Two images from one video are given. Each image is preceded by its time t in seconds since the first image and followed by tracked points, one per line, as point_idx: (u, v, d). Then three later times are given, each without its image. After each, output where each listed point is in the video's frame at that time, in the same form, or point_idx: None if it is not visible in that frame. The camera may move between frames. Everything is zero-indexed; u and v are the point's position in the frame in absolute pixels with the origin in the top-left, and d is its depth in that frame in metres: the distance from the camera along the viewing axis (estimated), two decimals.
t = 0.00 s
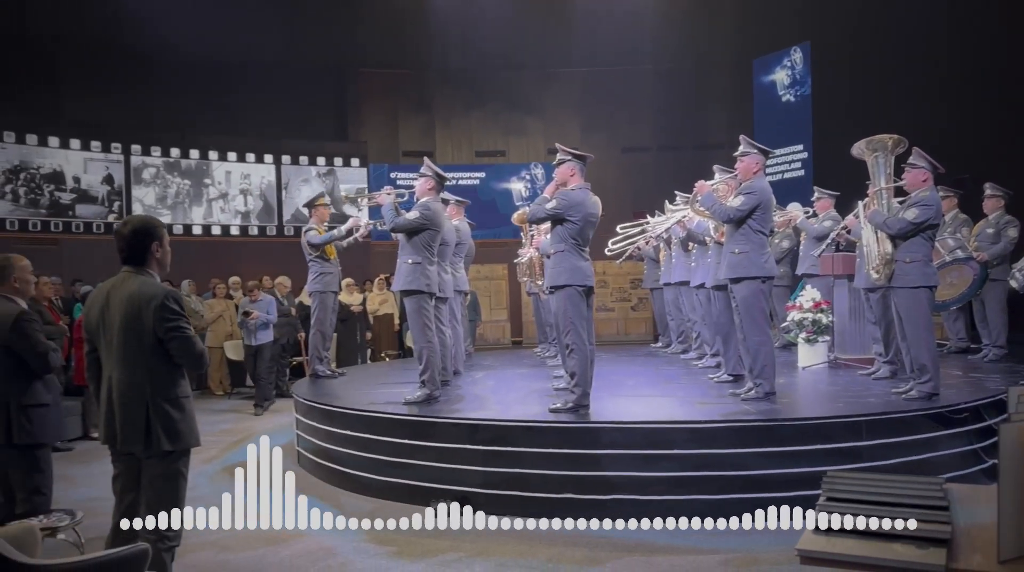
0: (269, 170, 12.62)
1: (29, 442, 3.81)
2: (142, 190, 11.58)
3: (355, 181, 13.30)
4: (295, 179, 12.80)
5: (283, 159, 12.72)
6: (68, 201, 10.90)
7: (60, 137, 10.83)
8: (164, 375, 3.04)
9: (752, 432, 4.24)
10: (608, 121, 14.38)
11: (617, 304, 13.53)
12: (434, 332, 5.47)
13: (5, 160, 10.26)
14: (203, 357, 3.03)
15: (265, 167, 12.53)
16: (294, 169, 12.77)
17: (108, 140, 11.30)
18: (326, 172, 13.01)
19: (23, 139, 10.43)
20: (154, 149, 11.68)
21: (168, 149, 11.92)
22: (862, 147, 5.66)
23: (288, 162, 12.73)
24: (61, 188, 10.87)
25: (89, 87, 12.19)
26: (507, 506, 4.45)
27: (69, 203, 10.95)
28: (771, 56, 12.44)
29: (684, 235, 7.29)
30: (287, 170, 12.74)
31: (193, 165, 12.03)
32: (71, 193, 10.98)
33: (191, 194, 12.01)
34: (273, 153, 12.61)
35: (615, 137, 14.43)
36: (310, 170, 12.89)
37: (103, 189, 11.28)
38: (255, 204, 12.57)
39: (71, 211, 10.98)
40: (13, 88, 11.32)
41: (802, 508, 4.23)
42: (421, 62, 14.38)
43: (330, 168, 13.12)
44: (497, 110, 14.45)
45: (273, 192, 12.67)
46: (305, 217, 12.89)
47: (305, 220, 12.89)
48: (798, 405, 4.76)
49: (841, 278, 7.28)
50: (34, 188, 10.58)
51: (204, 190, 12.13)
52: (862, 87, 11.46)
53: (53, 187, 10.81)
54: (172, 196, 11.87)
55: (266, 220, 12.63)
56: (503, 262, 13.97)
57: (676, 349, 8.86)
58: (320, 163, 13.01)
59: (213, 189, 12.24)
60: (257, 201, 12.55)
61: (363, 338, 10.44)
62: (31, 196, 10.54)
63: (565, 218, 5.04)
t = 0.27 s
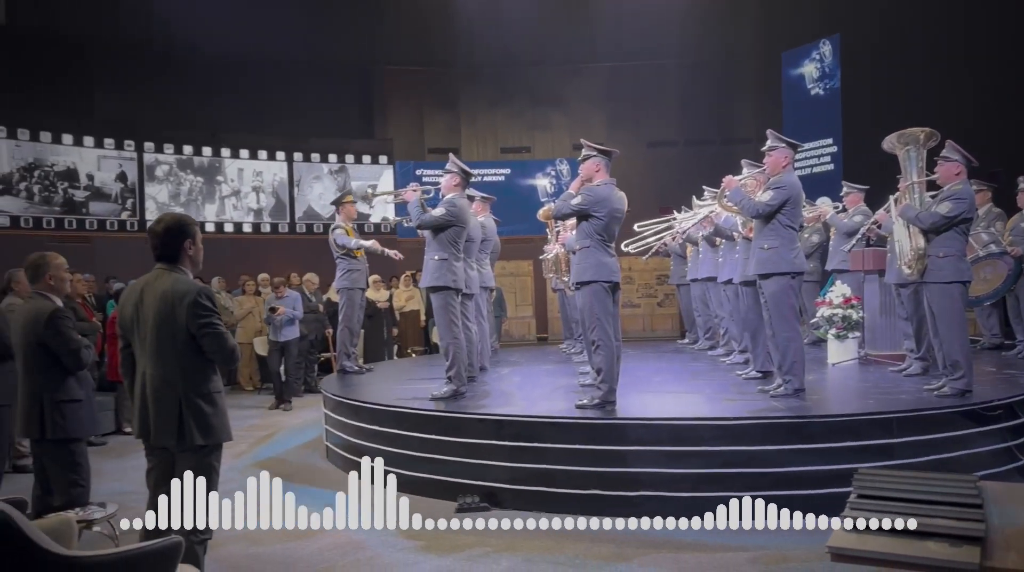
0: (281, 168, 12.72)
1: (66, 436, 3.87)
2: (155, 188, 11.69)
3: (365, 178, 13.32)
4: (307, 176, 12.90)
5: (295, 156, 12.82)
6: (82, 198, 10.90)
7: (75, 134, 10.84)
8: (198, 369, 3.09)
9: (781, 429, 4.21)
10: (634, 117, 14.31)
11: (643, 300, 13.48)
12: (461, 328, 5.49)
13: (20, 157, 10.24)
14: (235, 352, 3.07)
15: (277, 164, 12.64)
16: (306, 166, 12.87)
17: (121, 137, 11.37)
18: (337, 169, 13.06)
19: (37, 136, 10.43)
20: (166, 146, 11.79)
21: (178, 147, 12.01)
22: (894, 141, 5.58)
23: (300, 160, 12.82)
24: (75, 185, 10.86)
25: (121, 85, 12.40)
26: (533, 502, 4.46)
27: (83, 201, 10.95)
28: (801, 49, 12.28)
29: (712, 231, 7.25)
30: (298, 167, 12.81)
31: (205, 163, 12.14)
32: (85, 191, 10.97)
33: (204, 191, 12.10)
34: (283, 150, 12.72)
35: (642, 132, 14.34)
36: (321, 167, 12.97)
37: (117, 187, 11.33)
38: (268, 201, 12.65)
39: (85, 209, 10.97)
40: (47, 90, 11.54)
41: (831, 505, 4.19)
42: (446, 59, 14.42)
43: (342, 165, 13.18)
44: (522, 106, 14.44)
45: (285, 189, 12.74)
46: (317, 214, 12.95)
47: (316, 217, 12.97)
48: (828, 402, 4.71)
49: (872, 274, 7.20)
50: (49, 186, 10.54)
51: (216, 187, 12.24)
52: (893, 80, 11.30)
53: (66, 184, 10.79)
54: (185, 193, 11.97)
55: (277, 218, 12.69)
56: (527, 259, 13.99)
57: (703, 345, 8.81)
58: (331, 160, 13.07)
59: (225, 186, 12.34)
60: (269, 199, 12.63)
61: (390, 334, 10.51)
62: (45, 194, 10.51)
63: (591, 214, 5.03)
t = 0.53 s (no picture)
0: (295, 165, 12.77)
1: (100, 430, 3.96)
2: (170, 185, 11.74)
3: (379, 176, 13.33)
4: (321, 174, 12.94)
5: (309, 153, 12.86)
6: (98, 195, 10.94)
7: (90, 132, 10.89)
8: (231, 365, 3.13)
9: (812, 426, 4.17)
10: (660, 111, 14.22)
11: (670, 296, 13.41)
12: (488, 324, 5.50)
13: (37, 154, 10.29)
14: (266, 348, 3.11)
15: (291, 161, 12.69)
16: (320, 163, 12.92)
17: (136, 135, 11.41)
18: (351, 167, 13.10)
19: (53, 134, 10.48)
20: (182, 143, 11.86)
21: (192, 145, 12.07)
22: (926, 135, 5.50)
23: (314, 157, 12.87)
24: (91, 183, 10.90)
25: (151, 84, 12.63)
26: (561, 498, 4.47)
27: (99, 198, 10.99)
28: (831, 42, 12.07)
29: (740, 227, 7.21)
30: (311, 165, 12.86)
31: (219, 160, 12.21)
32: (100, 188, 11.01)
33: (219, 189, 12.15)
34: (297, 147, 12.77)
35: (669, 127, 14.24)
36: (335, 164, 13.03)
37: (132, 184, 11.37)
38: (281, 198, 12.70)
39: (101, 206, 11.02)
40: (79, 90, 11.81)
41: (863, 503, 4.15)
42: (472, 56, 14.45)
43: (355, 162, 13.21)
44: (548, 102, 14.42)
45: (299, 186, 12.78)
46: (330, 211, 13.00)
47: (329, 214, 13.03)
48: (859, 399, 4.66)
49: (904, 270, 7.11)
50: (65, 183, 10.59)
51: (230, 185, 12.30)
52: (925, 72, 11.11)
53: (83, 182, 10.84)
54: (200, 191, 12.03)
55: (291, 215, 12.74)
56: (553, 255, 13.98)
57: (732, 342, 8.76)
58: (344, 158, 13.12)
59: (240, 184, 12.40)
60: (282, 196, 12.68)
61: (417, 330, 10.56)
62: (61, 191, 10.54)
63: (617, 210, 5.02)
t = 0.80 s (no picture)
0: (306, 162, 12.73)
1: (136, 425, 4.03)
2: (181, 182, 11.72)
3: (390, 172, 13.25)
4: (331, 171, 12.89)
5: (319, 151, 12.83)
6: (109, 192, 10.97)
7: (102, 129, 10.94)
8: (262, 361, 3.17)
9: (843, 423, 4.13)
10: (688, 106, 14.12)
11: (698, 293, 13.34)
12: (516, 321, 5.51)
13: (49, 152, 10.38)
14: (298, 345, 3.14)
15: (302, 158, 12.66)
16: (330, 160, 12.87)
17: (148, 132, 11.43)
18: (362, 164, 13.05)
19: (65, 131, 10.59)
20: (193, 141, 11.85)
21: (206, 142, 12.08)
22: (959, 128, 5.40)
23: (325, 154, 12.84)
24: (102, 180, 10.94)
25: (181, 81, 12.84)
26: (588, 495, 4.48)
27: (111, 196, 11.03)
28: (861, 35, 11.94)
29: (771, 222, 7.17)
30: (322, 162, 12.82)
31: (233, 158, 12.21)
32: (112, 185, 11.05)
33: (232, 186, 12.13)
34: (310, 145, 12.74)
35: (697, 122, 14.13)
36: (347, 162, 12.97)
37: (146, 183, 11.40)
38: (293, 197, 12.66)
39: (112, 204, 11.04)
40: (108, 89, 12.07)
41: (895, 502, 4.10)
42: (499, 52, 14.46)
43: (367, 160, 13.16)
44: (574, 97, 14.38)
45: (310, 183, 12.73)
46: (341, 208, 12.92)
47: (340, 211, 12.94)
48: (891, 396, 4.61)
49: (937, 265, 7.02)
50: (77, 181, 10.66)
51: (243, 183, 12.27)
52: (959, 63, 10.90)
53: (94, 179, 10.89)
54: (212, 189, 11.99)
55: (304, 214, 12.70)
56: (579, 252, 13.95)
57: (762, 339, 8.69)
58: (355, 155, 13.07)
59: (251, 181, 12.39)
60: (293, 193, 12.64)
61: (444, 327, 10.61)
62: (74, 188, 10.60)
63: (644, 206, 5.00)
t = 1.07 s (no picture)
0: (319, 159, 12.71)
1: (171, 420, 4.11)
2: (196, 180, 11.65)
3: (404, 170, 13.20)
4: (345, 168, 12.87)
5: (333, 148, 12.80)
6: (124, 190, 10.90)
7: (117, 127, 10.87)
8: (294, 356, 3.21)
9: (877, 420, 4.08)
10: (716, 101, 14.01)
11: (728, 289, 13.24)
12: (544, 317, 5.52)
13: (64, 149, 10.31)
14: (328, 340, 3.17)
15: (315, 156, 12.62)
16: (344, 157, 12.85)
17: (163, 129, 11.33)
18: (374, 161, 13.02)
19: (81, 129, 10.50)
20: (207, 139, 11.77)
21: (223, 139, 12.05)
22: (995, 121, 5.29)
23: (338, 152, 12.80)
24: (118, 178, 10.88)
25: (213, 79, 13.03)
26: (618, 492, 4.47)
27: (126, 193, 10.94)
28: (893, 27, 11.73)
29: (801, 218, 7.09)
30: (335, 159, 12.79)
31: (245, 154, 12.11)
32: (127, 183, 10.98)
33: (246, 184, 12.06)
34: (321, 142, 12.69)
35: (726, 117, 14.01)
36: (358, 159, 12.92)
37: (159, 179, 11.31)
38: (306, 193, 12.60)
39: (128, 202, 10.97)
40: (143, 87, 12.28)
41: (931, 500, 4.04)
42: (526, 49, 14.45)
43: (379, 157, 13.11)
44: (602, 93, 14.33)
45: (323, 181, 12.71)
46: (354, 206, 12.89)
47: (353, 209, 12.91)
48: (925, 394, 4.55)
49: (973, 260, 6.89)
50: (92, 179, 10.58)
51: (256, 180, 12.21)
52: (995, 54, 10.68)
53: (110, 177, 10.82)
54: (226, 185, 11.93)
55: (315, 210, 12.63)
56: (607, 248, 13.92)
57: (792, 336, 8.60)
58: (368, 152, 13.03)
59: (265, 178, 12.32)
60: (307, 190, 12.59)
61: (472, 323, 10.64)
62: (89, 186, 10.52)
63: (673, 202, 4.97)
